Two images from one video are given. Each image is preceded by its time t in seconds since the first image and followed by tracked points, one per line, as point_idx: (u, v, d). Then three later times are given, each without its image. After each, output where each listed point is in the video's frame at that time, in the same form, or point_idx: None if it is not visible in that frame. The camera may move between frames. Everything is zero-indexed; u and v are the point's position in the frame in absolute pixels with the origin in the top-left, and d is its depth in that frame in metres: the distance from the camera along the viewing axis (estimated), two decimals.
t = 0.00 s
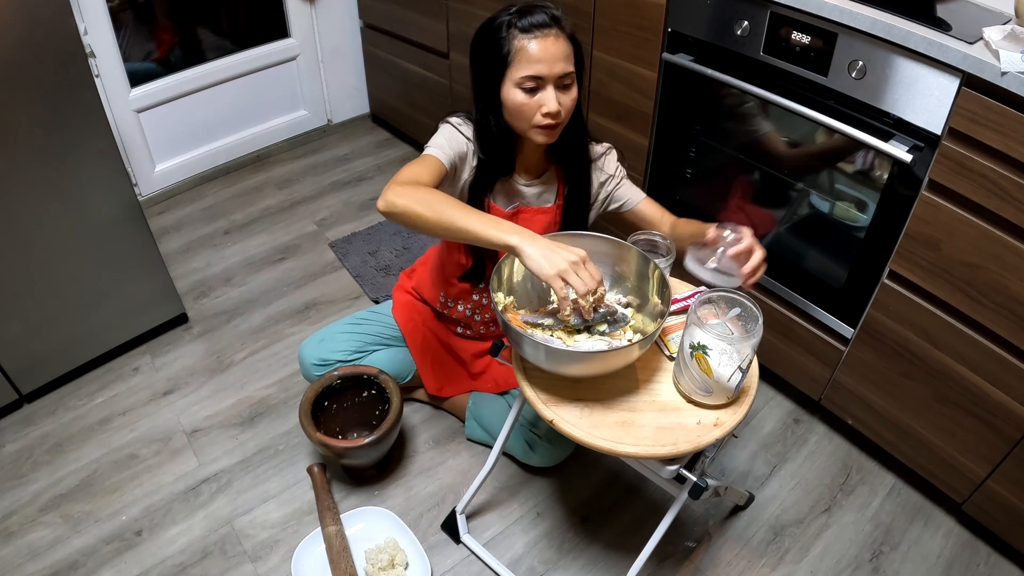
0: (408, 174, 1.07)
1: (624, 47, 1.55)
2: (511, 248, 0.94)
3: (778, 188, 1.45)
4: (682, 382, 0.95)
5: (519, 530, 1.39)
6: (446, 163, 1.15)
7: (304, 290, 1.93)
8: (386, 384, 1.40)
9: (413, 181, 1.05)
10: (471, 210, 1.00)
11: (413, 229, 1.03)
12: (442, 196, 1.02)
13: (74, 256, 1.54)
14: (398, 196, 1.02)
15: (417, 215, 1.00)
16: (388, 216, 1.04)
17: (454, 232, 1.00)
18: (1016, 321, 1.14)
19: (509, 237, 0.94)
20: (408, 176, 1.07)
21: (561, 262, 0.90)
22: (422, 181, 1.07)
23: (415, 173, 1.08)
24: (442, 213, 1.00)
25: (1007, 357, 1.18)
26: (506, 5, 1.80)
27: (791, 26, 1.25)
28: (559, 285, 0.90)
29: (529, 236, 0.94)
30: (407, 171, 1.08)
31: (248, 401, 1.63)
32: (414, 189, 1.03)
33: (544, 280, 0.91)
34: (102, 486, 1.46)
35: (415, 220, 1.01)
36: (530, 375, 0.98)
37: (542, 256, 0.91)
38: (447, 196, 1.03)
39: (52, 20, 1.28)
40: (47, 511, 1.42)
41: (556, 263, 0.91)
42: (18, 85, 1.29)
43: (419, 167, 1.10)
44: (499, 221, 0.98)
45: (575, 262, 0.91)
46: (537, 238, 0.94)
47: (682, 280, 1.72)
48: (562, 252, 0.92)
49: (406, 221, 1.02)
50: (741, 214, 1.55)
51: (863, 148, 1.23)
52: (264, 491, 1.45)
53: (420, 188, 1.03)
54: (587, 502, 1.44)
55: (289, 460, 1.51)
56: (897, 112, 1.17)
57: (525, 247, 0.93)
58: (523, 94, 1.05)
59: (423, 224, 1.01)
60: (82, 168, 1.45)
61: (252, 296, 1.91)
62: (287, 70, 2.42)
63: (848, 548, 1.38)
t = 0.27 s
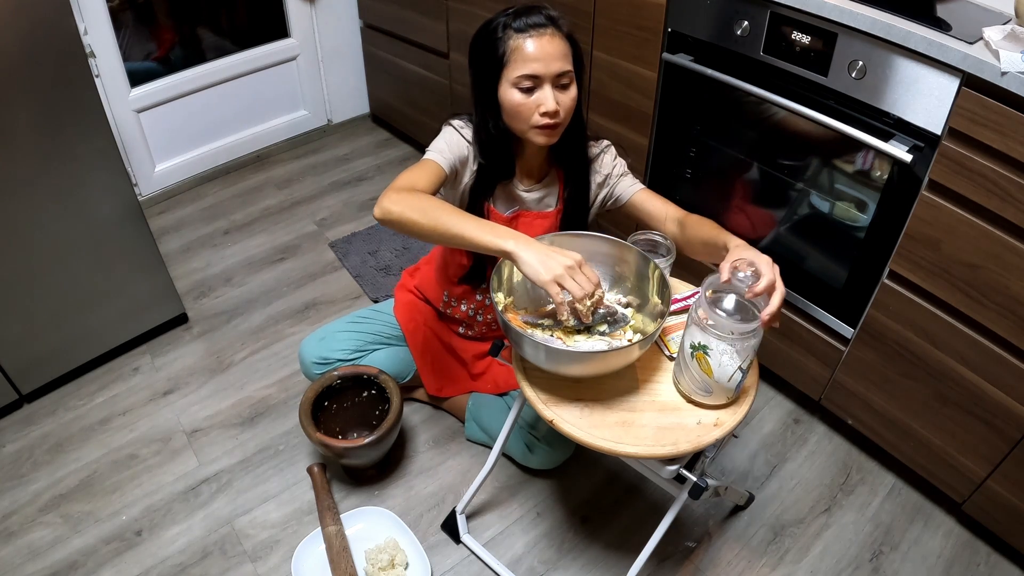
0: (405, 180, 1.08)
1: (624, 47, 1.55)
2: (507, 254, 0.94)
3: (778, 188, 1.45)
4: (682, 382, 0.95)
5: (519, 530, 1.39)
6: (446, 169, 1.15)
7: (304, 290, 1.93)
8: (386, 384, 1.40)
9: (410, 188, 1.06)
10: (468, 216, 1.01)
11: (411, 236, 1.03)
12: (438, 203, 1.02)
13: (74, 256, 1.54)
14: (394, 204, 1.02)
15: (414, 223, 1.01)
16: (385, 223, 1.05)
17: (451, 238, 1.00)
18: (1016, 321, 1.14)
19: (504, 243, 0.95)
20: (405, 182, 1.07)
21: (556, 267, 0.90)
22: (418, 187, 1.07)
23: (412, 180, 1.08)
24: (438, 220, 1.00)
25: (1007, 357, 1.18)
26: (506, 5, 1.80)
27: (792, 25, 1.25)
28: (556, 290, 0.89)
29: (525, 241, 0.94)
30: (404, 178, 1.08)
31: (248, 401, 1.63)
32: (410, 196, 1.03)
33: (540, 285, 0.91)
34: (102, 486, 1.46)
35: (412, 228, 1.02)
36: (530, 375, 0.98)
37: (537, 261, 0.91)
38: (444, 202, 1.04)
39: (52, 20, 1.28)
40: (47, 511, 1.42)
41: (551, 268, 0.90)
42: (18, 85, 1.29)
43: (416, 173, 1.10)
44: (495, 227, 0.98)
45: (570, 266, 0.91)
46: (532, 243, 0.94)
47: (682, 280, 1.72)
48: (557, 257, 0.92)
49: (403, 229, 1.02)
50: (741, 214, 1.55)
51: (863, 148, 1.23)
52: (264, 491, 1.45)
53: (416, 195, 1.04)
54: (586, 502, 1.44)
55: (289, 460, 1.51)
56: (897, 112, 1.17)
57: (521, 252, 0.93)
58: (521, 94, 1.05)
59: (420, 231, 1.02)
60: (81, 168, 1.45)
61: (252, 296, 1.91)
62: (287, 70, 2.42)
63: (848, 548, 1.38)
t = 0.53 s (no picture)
0: (403, 183, 1.08)
1: (624, 47, 1.55)
2: (507, 255, 0.94)
3: (778, 188, 1.45)
4: (682, 382, 0.95)
5: (519, 530, 1.39)
6: (445, 171, 1.15)
7: (304, 290, 1.93)
8: (387, 384, 1.40)
9: (409, 191, 1.06)
10: (468, 219, 1.01)
11: (411, 239, 1.03)
12: (438, 205, 1.02)
13: (74, 256, 1.54)
14: (393, 207, 1.02)
15: (414, 226, 1.01)
16: (384, 227, 1.05)
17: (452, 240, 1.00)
18: (1016, 321, 1.14)
19: (505, 244, 0.94)
20: (404, 185, 1.07)
21: (556, 267, 0.90)
22: (417, 190, 1.07)
23: (410, 183, 1.08)
24: (438, 223, 1.00)
25: (1007, 357, 1.18)
26: (506, 5, 1.80)
27: (792, 26, 1.25)
28: (558, 289, 0.89)
29: (526, 241, 0.94)
30: (403, 181, 1.08)
31: (248, 401, 1.63)
32: (409, 199, 1.03)
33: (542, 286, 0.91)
34: (102, 486, 1.46)
35: (412, 231, 1.01)
36: (530, 375, 0.98)
37: (537, 262, 0.91)
38: (443, 205, 1.04)
39: (52, 20, 1.28)
40: (47, 511, 1.42)
41: (552, 268, 0.90)
42: (18, 85, 1.29)
43: (415, 175, 1.10)
44: (494, 228, 0.98)
45: (571, 265, 0.91)
46: (532, 244, 0.94)
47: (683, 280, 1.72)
48: (557, 256, 0.92)
49: (402, 233, 1.02)
50: (741, 215, 1.55)
51: (863, 148, 1.23)
52: (264, 491, 1.45)
53: (414, 198, 1.03)
54: (586, 502, 1.44)
55: (289, 460, 1.51)
56: (897, 112, 1.17)
57: (521, 252, 0.93)
58: (519, 99, 1.05)
59: (420, 234, 1.01)
60: (82, 167, 1.45)
61: (252, 296, 1.91)
62: (287, 70, 2.42)
63: (848, 548, 1.38)
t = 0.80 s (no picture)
0: (400, 192, 1.08)
1: (624, 47, 1.55)
2: (503, 261, 0.95)
3: (778, 188, 1.45)
4: (681, 382, 0.95)
5: (519, 530, 1.39)
6: (445, 178, 1.15)
7: (304, 290, 1.93)
8: (386, 384, 1.40)
9: (405, 200, 1.06)
10: (464, 225, 1.01)
11: (408, 248, 1.03)
12: (434, 213, 1.03)
13: (74, 256, 1.54)
14: (389, 216, 1.03)
15: (410, 235, 1.01)
16: (382, 237, 1.05)
17: (450, 248, 1.00)
18: (1016, 321, 1.14)
19: (501, 250, 0.95)
20: (400, 194, 1.07)
21: (553, 271, 0.90)
22: (414, 198, 1.08)
23: (406, 191, 1.08)
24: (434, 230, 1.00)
25: (1007, 357, 1.18)
26: (506, 5, 1.80)
27: (792, 26, 1.25)
28: (555, 294, 0.89)
29: (522, 246, 0.95)
30: (399, 189, 1.08)
31: (248, 401, 1.63)
32: (405, 207, 1.04)
33: (538, 291, 0.91)
34: (102, 486, 1.46)
35: (409, 240, 1.02)
36: (530, 373, 0.98)
37: (533, 267, 0.91)
38: (439, 213, 1.04)
39: (52, 20, 1.28)
40: (47, 511, 1.42)
41: (548, 273, 0.91)
42: (18, 85, 1.29)
43: (413, 183, 1.10)
44: (490, 234, 0.98)
45: (567, 270, 0.91)
46: (528, 249, 0.94)
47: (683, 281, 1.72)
48: (553, 261, 0.92)
49: (400, 241, 1.03)
50: (741, 214, 1.55)
51: (863, 149, 1.23)
52: (264, 491, 1.45)
53: (410, 206, 1.04)
54: (586, 502, 1.44)
55: (289, 460, 1.51)
56: (897, 112, 1.17)
57: (517, 258, 0.93)
58: (522, 110, 1.05)
59: (418, 242, 1.02)
60: (82, 168, 1.45)
61: (252, 296, 1.91)
62: (287, 70, 2.42)
63: (849, 548, 1.38)
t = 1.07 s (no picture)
0: (398, 198, 1.08)
1: (624, 47, 1.55)
2: (501, 268, 0.95)
3: (778, 188, 1.45)
4: (681, 382, 0.95)
5: (519, 530, 1.39)
6: (444, 182, 1.15)
7: (304, 290, 1.93)
8: (386, 384, 1.40)
9: (403, 206, 1.06)
10: (461, 232, 1.01)
11: (407, 255, 1.04)
12: (431, 220, 1.03)
13: (74, 257, 1.54)
14: (387, 224, 1.03)
15: (408, 242, 1.01)
16: (380, 244, 1.05)
17: (448, 255, 1.00)
18: (1016, 321, 1.14)
19: (498, 256, 0.95)
20: (398, 199, 1.07)
21: (550, 278, 0.90)
22: (412, 203, 1.08)
23: (405, 196, 1.08)
24: (431, 237, 1.00)
25: (1007, 357, 1.18)
26: (506, 5, 1.80)
27: (792, 26, 1.25)
28: (552, 301, 0.89)
29: (519, 252, 0.94)
30: (397, 195, 1.08)
31: (248, 401, 1.63)
32: (403, 214, 1.04)
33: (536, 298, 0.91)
34: (102, 486, 1.46)
35: (407, 247, 1.02)
36: (529, 372, 0.98)
37: (531, 274, 0.91)
38: (437, 219, 1.04)
39: (52, 20, 1.28)
40: (47, 511, 1.42)
41: (546, 280, 0.91)
42: (18, 85, 1.29)
43: (411, 188, 1.10)
44: (488, 239, 0.98)
45: (565, 276, 0.91)
46: (525, 255, 0.94)
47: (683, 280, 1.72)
48: (550, 267, 0.92)
49: (398, 249, 1.03)
50: (741, 215, 1.55)
51: (863, 149, 1.23)
52: (264, 491, 1.45)
53: (408, 213, 1.04)
54: (586, 502, 1.44)
55: (289, 460, 1.51)
56: (897, 112, 1.17)
57: (514, 265, 0.93)
58: (528, 121, 1.05)
59: (416, 249, 1.02)
60: (82, 167, 1.45)
61: (252, 296, 1.91)
62: (288, 70, 2.42)
63: (849, 548, 1.38)
